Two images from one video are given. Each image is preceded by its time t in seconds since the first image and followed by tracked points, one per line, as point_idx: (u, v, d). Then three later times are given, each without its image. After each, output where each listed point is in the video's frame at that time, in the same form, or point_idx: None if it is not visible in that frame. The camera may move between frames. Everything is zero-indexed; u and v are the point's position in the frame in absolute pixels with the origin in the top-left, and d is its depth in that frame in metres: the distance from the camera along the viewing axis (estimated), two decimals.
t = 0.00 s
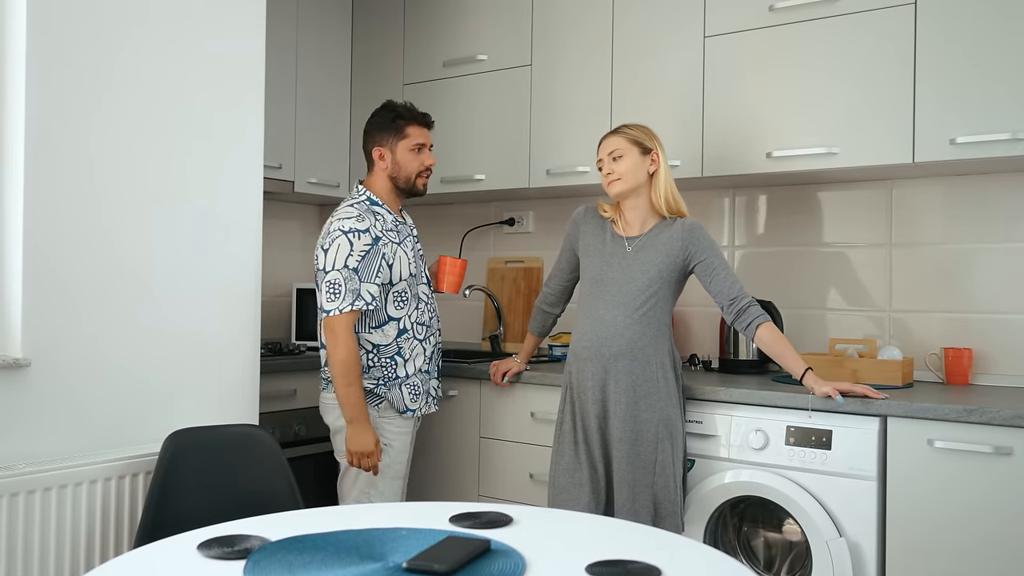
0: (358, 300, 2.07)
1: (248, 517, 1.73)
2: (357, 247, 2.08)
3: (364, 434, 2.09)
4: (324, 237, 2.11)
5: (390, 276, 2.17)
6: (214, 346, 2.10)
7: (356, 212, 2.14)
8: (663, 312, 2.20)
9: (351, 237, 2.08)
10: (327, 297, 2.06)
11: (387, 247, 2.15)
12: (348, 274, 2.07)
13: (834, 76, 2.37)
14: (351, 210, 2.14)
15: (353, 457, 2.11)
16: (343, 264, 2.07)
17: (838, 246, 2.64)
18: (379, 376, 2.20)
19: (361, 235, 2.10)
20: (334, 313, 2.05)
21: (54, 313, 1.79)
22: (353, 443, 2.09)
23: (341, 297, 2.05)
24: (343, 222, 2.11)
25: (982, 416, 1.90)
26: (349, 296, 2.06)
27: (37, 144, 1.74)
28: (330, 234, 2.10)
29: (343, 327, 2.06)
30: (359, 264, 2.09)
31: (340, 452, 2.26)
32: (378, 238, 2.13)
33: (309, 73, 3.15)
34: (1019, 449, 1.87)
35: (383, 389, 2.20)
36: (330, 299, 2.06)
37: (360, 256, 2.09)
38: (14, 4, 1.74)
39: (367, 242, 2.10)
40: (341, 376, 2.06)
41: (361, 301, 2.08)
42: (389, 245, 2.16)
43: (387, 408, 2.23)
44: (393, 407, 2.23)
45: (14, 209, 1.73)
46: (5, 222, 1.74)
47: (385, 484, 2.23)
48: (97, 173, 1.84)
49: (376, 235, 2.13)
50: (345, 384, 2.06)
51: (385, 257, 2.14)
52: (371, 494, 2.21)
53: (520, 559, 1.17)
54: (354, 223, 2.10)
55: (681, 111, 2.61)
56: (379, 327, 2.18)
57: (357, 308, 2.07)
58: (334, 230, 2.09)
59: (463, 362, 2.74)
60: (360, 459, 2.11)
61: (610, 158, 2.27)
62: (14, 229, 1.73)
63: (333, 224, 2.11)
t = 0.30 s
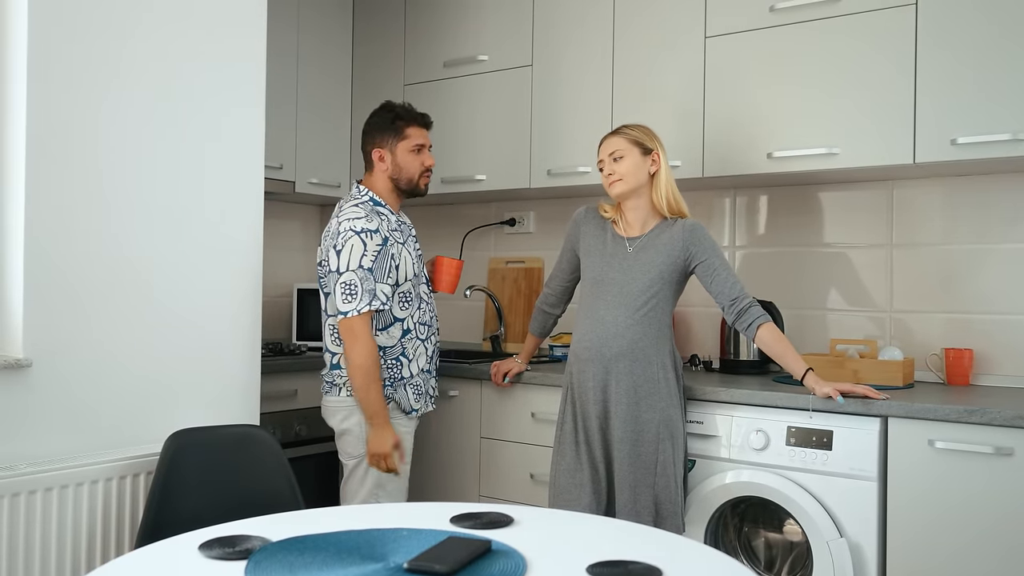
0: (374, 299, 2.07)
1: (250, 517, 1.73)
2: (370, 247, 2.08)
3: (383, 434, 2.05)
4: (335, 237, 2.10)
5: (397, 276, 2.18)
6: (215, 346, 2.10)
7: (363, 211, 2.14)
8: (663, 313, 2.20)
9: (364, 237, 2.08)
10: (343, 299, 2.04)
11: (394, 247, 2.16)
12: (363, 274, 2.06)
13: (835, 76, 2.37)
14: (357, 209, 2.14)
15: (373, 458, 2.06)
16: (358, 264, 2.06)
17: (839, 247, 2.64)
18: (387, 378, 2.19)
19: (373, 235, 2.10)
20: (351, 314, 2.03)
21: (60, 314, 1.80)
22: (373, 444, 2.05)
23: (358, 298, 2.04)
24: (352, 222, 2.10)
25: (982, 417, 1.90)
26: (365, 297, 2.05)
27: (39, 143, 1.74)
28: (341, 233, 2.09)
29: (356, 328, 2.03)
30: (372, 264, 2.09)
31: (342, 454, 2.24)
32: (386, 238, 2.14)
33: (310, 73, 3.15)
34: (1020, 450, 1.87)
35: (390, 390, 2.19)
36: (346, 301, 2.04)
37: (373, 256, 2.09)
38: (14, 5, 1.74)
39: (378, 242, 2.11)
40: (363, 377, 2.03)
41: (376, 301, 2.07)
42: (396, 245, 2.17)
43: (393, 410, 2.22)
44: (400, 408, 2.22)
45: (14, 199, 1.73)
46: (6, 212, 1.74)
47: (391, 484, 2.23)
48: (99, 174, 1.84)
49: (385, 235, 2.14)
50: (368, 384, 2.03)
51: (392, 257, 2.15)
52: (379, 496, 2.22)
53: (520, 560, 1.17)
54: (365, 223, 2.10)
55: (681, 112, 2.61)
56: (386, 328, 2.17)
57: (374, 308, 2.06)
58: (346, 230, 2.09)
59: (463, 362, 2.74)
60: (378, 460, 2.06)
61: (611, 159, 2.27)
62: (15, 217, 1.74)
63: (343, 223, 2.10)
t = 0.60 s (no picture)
0: (358, 290, 2.03)
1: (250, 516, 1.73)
2: (358, 238, 2.08)
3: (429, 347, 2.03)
4: (324, 230, 2.11)
5: (387, 271, 2.17)
6: (214, 347, 2.10)
7: (354, 207, 2.15)
8: (663, 313, 2.20)
9: (352, 229, 2.08)
10: (327, 288, 2.02)
11: (385, 242, 2.15)
12: (348, 265, 2.05)
13: (835, 76, 2.37)
14: (349, 205, 2.15)
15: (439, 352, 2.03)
16: (344, 255, 2.05)
17: (838, 247, 2.64)
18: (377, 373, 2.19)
19: (362, 227, 2.10)
20: (333, 303, 2.01)
21: (62, 313, 1.80)
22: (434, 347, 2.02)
23: (342, 286, 2.01)
24: (342, 216, 2.11)
25: (982, 417, 1.90)
26: (349, 286, 2.02)
27: (40, 143, 1.74)
28: (331, 227, 2.10)
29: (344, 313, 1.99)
30: (359, 255, 2.08)
31: (337, 452, 2.24)
32: (377, 232, 2.14)
33: (310, 73, 3.15)
34: (1019, 450, 1.87)
35: (381, 388, 2.20)
36: (331, 290, 2.02)
37: (360, 247, 2.09)
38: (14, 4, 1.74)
39: (367, 234, 2.10)
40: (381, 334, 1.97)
41: (361, 292, 2.04)
42: (387, 239, 2.16)
43: (385, 408, 2.22)
44: (392, 405, 2.23)
45: (14, 196, 1.74)
46: (6, 212, 1.74)
47: (385, 482, 2.23)
48: (99, 173, 1.84)
49: (375, 229, 2.14)
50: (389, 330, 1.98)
51: (382, 252, 2.14)
52: (372, 493, 2.22)
53: (520, 560, 1.17)
54: (354, 216, 2.11)
55: (681, 112, 2.61)
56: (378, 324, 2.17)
57: (357, 298, 2.02)
58: (335, 223, 2.09)
59: (463, 362, 2.74)
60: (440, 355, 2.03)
61: (610, 159, 2.27)
62: (15, 215, 1.74)
63: (333, 218, 2.11)
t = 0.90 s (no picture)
0: (350, 287, 2.06)
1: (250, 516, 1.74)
2: (344, 236, 2.10)
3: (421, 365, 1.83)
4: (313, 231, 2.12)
5: (376, 271, 2.17)
6: (214, 347, 2.09)
7: (342, 207, 2.16)
8: (663, 313, 2.20)
9: (339, 227, 2.09)
10: (320, 285, 2.04)
11: (372, 241, 2.16)
12: (338, 262, 2.07)
13: (835, 76, 2.37)
14: (338, 206, 2.17)
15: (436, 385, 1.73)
16: (333, 253, 2.07)
17: (838, 247, 2.64)
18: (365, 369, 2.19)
19: (349, 226, 2.11)
20: (328, 299, 2.02)
21: (65, 312, 1.80)
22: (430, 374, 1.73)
23: (335, 283, 2.03)
24: (330, 216, 2.13)
25: (982, 417, 1.90)
26: (341, 282, 2.04)
27: (40, 143, 1.74)
28: (318, 227, 2.11)
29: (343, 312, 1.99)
30: (349, 252, 2.10)
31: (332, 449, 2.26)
32: (364, 231, 2.15)
33: (310, 73, 3.15)
34: (1019, 450, 1.87)
35: (369, 387, 2.20)
36: (323, 286, 2.04)
37: (348, 245, 2.10)
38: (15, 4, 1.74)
39: (354, 233, 2.12)
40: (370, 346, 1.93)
41: (354, 288, 2.07)
42: (375, 239, 2.17)
43: (375, 405, 2.22)
44: (381, 404, 2.22)
45: (14, 196, 1.74)
46: (6, 213, 1.74)
47: (377, 480, 2.23)
48: (99, 172, 1.84)
49: (363, 228, 2.15)
50: (381, 340, 1.91)
51: (369, 250, 2.15)
52: (365, 492, 2.23)
53: (519, 560, 1.17)
54: (341, 216, 2.12)
55: (681, 112, 2.61)
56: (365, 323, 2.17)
57: (350, 294, 2.05)
58: (322, 222, 2.11)
59: (463, 363, 2.74)
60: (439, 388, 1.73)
61: (612, 159, 2.28)
62: (15, 214, 1.74)
63: (320, 218, 2.12)
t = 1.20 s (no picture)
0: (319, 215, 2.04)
1: (250, 516, 1.74)
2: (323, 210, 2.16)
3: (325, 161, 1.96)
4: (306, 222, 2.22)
5: (364, 249, 2.19)
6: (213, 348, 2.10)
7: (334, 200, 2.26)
8: (662, 313, 2.20)
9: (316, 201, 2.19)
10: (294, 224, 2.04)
11: (357, 221, 2.20)
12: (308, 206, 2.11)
13: (835, 76, 2.37)
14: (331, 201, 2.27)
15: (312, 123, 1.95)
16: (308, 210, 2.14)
17: (838, 247, 2.64)
18: (361, 362, 2.18)
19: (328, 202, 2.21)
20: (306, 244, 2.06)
21: (64, 313, 1.81)
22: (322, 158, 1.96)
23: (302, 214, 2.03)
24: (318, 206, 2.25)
25: (981, 418, 1.90)
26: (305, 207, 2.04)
27: (39, 144, 1.74)
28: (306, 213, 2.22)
29: (324, 248, 2.03)
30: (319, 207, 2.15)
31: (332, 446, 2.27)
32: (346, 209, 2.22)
33: (310, 73, 3.15)
34: (1018, 451, 1.87)
35: (365, 380, 2.18)
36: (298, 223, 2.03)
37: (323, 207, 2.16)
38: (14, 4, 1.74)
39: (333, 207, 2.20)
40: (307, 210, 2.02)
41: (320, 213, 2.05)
42: (359, 216, 2.22)
43: (373, 404, 2.21)
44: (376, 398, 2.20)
45: (14, 187, 1.74)
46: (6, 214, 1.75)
47: (374, 480, 2.23)
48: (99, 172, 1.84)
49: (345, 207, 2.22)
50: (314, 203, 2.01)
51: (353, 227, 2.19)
52: (363, 491, 2.22)
53: (518, 560, 1.17)
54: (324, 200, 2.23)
55: (681, 112, 2.61)
56: (359, 304, 2.18)
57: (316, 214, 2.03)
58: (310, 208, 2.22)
59: (463, 363, 2.74)
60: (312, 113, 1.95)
61: (613, 158, 2.28)
62: (15, 205, 1.74)
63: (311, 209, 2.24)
